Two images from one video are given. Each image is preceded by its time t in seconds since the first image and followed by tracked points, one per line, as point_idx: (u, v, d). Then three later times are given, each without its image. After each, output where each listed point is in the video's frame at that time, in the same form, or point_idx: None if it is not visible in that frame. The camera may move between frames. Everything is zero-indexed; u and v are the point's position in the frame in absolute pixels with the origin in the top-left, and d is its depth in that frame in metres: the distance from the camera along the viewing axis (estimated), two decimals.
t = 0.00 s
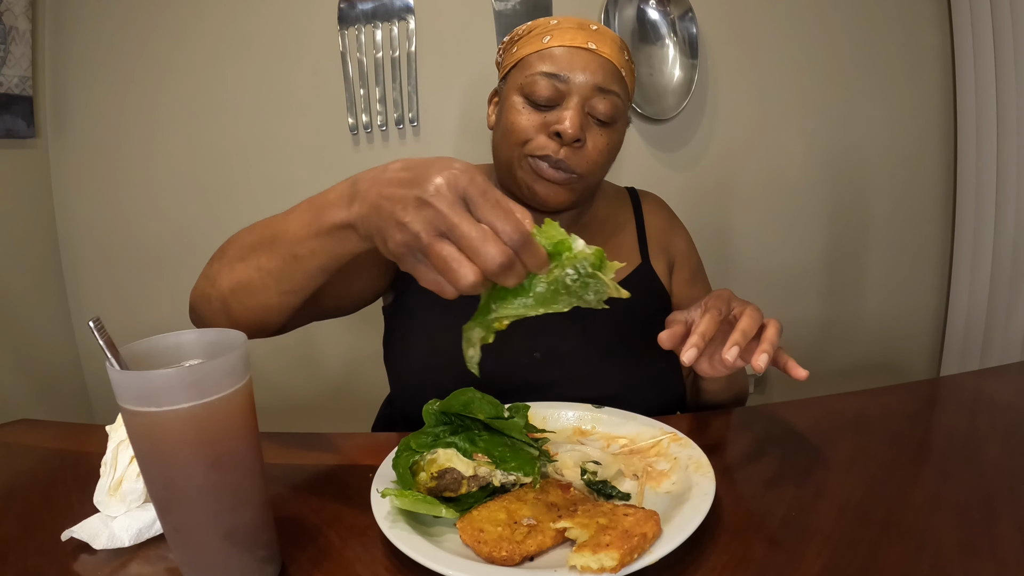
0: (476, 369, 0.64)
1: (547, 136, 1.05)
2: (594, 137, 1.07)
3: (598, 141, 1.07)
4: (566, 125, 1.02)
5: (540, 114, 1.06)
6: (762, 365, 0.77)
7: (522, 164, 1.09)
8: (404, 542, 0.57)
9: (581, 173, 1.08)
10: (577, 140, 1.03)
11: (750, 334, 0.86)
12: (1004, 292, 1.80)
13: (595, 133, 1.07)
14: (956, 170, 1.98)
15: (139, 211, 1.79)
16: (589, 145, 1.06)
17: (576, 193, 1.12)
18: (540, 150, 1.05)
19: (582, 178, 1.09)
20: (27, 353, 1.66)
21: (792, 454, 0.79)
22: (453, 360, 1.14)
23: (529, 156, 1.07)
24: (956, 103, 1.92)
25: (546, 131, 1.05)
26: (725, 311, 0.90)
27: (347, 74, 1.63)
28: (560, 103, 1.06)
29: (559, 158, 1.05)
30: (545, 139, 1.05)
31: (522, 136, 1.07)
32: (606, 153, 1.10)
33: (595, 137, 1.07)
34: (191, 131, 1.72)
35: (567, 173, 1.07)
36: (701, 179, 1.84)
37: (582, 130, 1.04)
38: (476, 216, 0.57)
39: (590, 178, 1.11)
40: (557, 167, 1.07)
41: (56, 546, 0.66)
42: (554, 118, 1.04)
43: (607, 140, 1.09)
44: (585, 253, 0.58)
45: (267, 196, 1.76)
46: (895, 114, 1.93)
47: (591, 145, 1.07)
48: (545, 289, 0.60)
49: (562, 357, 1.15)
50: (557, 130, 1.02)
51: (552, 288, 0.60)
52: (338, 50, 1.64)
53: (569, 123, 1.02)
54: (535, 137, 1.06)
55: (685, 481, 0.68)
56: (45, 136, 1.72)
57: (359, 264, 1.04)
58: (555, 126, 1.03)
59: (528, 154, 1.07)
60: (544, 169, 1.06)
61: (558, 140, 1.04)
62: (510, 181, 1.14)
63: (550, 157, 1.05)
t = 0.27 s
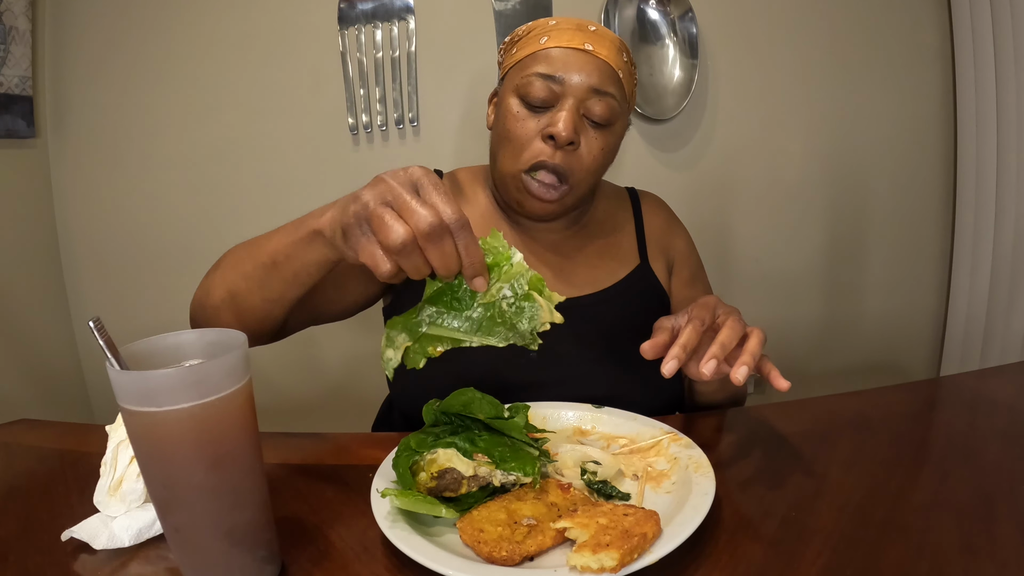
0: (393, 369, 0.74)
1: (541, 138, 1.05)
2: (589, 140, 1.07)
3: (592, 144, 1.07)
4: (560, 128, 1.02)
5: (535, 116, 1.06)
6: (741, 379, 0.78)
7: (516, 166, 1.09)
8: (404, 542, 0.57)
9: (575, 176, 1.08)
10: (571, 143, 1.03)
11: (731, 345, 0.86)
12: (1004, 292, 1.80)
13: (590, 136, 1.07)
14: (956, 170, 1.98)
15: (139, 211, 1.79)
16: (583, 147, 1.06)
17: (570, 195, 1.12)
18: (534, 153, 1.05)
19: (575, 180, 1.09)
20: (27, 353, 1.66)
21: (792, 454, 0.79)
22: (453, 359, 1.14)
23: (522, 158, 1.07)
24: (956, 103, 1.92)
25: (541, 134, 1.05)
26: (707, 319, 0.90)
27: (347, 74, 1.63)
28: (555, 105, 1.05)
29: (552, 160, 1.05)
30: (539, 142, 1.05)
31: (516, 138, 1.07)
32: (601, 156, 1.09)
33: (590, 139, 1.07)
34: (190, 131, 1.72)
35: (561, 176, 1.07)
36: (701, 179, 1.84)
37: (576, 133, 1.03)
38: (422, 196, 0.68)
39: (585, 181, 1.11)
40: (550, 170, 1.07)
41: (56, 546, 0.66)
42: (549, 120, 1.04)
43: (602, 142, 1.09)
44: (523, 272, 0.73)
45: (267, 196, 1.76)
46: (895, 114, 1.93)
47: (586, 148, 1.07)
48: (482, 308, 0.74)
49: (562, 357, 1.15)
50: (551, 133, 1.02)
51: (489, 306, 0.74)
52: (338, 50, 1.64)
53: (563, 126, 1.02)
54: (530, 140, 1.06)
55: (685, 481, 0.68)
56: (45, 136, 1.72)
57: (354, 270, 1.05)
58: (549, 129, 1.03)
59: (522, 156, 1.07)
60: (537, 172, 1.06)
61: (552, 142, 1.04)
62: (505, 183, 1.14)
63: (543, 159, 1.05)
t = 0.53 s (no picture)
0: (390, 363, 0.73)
1: (534, 139, 1.05)
2: (581, 139, 1.07)
3: (584, 143, 1.07)
4: (551, 128, 1.02)
5: (526, 116, 1.06)
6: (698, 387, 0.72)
7: (509, 168, 1.09)
8: (404, 543, 0.57)
9: (569, 176, 1.09)
10: (563, 143, 1.04)
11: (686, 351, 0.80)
12: (1003, 292, 1.80)
13: (582, 135, 1.07)
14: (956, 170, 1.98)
15: (139, 211, 1.79)
16: (576, 147, 1.06)
17: (564, 195, 1.12)
18: (526, 154, 1.06)
19: (569, 180, 1.09)
20: (27, 353, 1.66)
21: (791, 454, 0.79)
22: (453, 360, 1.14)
23: (516, 159, 1.07)
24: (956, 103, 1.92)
25: (533, 134, 1.05)
26: (660, 326, 0.82)
27: (347, 73, 1.63)
28: (547, 106, 1.06)
29: (545, 161, 1.05)
30: (532, 143, 1.05)
31: (509, 140, 1.07)
32: (594, 155, 1.09)
33: (582, 139, 1.07)
34: (190, 131, 1.72)
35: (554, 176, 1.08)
36: (701, 179, 1.84)
37: (568, 133, 1.04)
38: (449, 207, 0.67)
39: (579, 180, 1.11)
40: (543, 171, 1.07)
41: (56, 546, 0.66)
42: (540, 121, 1.05)
43: (595, 141, 1.09)
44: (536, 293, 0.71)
45: (267, 196, 1.76)
46: (894, 114, 1.93)
47: (579, 148, 1.07)
48: (490, 327, 0.71)
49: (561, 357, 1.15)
50: (543, 134, 1.03)
51: (497, 324, 0.71)
52: (338, 50, 1.64)
53: (555, 127, 1.03)
54: (522, 141, 1.06)
55: (685, 481, 0.68)
56: (45, 136, 1.72)
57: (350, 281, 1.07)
58: (542, 130, 1.03)
59: (515, 157, 1.07)
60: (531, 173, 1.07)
61: (545, 143, 1.04)
62: (499, 184, 1.15)
63: (536, 161, 1.06)
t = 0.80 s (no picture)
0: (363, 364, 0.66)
1: (525, 141, 1.05)
2: (572, 139, 1.07)
3: (575, 143, 1.07)
4: (542, 130, 1.02)
5: (516, 118, 1.06)
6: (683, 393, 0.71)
7: (501, 171, 1.09)
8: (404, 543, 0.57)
9: (562, 176, 1.08)
10: (555, 144, 1.03)
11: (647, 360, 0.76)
12: (1004, 293, 1.80)
13: (573, 135, 1.07)
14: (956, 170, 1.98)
15: (139, 211, 1.79)
16: (567, 147, 1.06)
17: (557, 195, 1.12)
18: (518, 156, 1.06)
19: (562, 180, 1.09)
20: (27, 353, 1.66)
21: (791, 454, 0.79)
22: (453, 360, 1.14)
23: (507, 162, 1.07)
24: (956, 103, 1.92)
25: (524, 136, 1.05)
26: (588, 338, 0.76)
27: (347, 73, 1.63)
28: (536, 107, 1.05)
29: (537, 162, 1.05)
30: (523, 144, 1.05)
31: (500, 143, 1.07)
32: (586, 155, 1.09)
33: (573, 139, 1.07)
34: (190, 131, 1.72)
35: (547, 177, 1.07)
36: (700, 179, 1.84)
37: (559, 133, 1.04)
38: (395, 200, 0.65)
39: (572, 180, 1.11)
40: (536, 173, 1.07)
41: (56, 546, 0.66)
42: (530, 122, 1.04)
43: (586, 141, 1.09)
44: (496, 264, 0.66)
45: (267, 196, 1.76)
46: (894, 115, 1.93)
47: (570, 147, 1.06)
48: (460, 308, 0.66)
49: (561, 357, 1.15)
50: (534, 135, 1.03)
51: (465, 304, 0.66)
52: (338, 50, 1.64)
53: (545, 128, 1.02)
54: (513, 143, 1.06)
55: (686, 481, 0.68)
56: (45, 136, 1.72)
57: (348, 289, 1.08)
58: (532, 132, 1.03)
59: (507, 160, 1.07)
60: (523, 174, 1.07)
61: (536, 144, 1.04)
62: (492, 187, 1.15)
63: (528, 162, 1.06)
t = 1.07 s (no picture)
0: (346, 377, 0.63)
1: (506, 141, 1.05)
2: (553, 135, 1.07)
3: (557, 139, 1.07)
4: (521, 129, 1.02)
5: (496, 119, 1.07)
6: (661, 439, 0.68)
7: (485, 171, 1.10)
8: (405, 543, 0.57)
9: (546, 173, 1.08)
10: (535, 141, 1.04)
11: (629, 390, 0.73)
12: (1003, 293, 1.80)
13: (553, 132, 1.07)
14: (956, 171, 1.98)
15: (139, 211, 1.79)
16: (548, 144, 1.06)
17: (543, 192, 1.12)
18: (499, 156, 1.06)
19: (546, 178, 1.09)
20: (27, 353, 1.66)
21: (791, 453, 0.79)
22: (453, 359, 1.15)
23: (490, 163, 1.08)
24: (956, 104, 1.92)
25: (504, 136, 1.05)
26: (568, 362, 0.71)
27: (347, 73, 1.63)
28: (514, 107, 1.06)
29: (519, 161, 1.05)
30: (504, 144, 1.05)
31: (481, 144, 1.07)
32: (569, 150, 1.09)
33: (554, 135, 1.07)
34: (190, 131, 1.72)
35: (531, 175, 1.07)
36: (700, 179, 1.84)
37: (538, 131, 1.04)
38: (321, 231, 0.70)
39: (557, 176, 1.11)
40: (519, 171, 1.07)
41: (56, 546, 0.66)
42: (509, 122, 1.05)
43: (568, 136, 1.09)
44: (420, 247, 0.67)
45: (267, 196, 1.76)
46: (894, 115, 1.93)
47: (552, 144, 1.06)
48: (408, 297, 0.66)
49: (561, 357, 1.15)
50: (513, 135, 1.03)
51: (409, 293, 0.66)
52: (338, 50, 1.64)
53: (524, 126, 1.03)
54: (494, 143, 1.06)
55: (686, 481, 0.68)
56: (45, 136, 1.72)
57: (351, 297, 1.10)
58: (512, 131, 1.03)
59: (489, 161, 1.07)
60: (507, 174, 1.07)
61: (516, 144, 1.04)
62: (478, 189, 1.15)
63: (510, 162, 1.06)
